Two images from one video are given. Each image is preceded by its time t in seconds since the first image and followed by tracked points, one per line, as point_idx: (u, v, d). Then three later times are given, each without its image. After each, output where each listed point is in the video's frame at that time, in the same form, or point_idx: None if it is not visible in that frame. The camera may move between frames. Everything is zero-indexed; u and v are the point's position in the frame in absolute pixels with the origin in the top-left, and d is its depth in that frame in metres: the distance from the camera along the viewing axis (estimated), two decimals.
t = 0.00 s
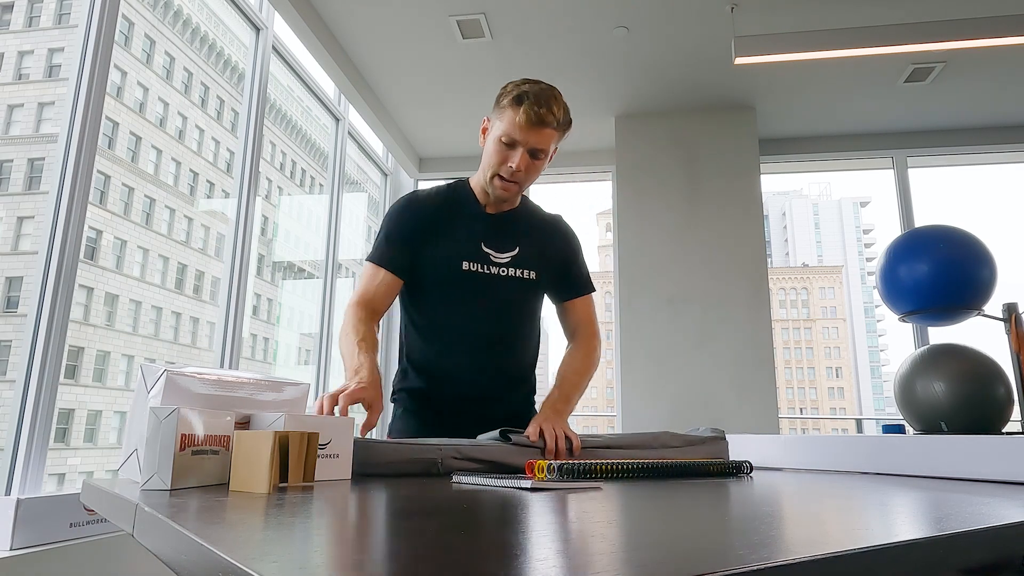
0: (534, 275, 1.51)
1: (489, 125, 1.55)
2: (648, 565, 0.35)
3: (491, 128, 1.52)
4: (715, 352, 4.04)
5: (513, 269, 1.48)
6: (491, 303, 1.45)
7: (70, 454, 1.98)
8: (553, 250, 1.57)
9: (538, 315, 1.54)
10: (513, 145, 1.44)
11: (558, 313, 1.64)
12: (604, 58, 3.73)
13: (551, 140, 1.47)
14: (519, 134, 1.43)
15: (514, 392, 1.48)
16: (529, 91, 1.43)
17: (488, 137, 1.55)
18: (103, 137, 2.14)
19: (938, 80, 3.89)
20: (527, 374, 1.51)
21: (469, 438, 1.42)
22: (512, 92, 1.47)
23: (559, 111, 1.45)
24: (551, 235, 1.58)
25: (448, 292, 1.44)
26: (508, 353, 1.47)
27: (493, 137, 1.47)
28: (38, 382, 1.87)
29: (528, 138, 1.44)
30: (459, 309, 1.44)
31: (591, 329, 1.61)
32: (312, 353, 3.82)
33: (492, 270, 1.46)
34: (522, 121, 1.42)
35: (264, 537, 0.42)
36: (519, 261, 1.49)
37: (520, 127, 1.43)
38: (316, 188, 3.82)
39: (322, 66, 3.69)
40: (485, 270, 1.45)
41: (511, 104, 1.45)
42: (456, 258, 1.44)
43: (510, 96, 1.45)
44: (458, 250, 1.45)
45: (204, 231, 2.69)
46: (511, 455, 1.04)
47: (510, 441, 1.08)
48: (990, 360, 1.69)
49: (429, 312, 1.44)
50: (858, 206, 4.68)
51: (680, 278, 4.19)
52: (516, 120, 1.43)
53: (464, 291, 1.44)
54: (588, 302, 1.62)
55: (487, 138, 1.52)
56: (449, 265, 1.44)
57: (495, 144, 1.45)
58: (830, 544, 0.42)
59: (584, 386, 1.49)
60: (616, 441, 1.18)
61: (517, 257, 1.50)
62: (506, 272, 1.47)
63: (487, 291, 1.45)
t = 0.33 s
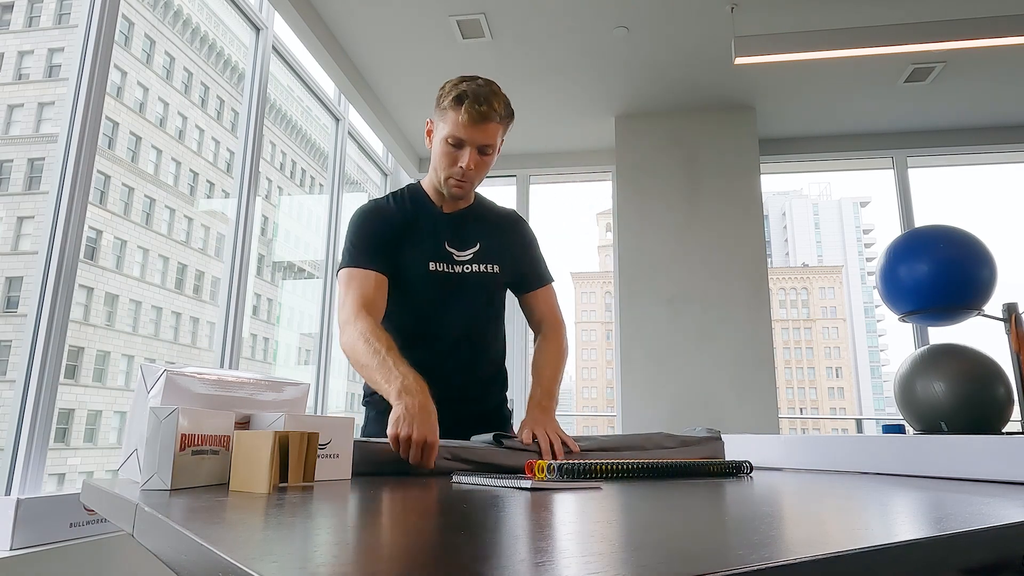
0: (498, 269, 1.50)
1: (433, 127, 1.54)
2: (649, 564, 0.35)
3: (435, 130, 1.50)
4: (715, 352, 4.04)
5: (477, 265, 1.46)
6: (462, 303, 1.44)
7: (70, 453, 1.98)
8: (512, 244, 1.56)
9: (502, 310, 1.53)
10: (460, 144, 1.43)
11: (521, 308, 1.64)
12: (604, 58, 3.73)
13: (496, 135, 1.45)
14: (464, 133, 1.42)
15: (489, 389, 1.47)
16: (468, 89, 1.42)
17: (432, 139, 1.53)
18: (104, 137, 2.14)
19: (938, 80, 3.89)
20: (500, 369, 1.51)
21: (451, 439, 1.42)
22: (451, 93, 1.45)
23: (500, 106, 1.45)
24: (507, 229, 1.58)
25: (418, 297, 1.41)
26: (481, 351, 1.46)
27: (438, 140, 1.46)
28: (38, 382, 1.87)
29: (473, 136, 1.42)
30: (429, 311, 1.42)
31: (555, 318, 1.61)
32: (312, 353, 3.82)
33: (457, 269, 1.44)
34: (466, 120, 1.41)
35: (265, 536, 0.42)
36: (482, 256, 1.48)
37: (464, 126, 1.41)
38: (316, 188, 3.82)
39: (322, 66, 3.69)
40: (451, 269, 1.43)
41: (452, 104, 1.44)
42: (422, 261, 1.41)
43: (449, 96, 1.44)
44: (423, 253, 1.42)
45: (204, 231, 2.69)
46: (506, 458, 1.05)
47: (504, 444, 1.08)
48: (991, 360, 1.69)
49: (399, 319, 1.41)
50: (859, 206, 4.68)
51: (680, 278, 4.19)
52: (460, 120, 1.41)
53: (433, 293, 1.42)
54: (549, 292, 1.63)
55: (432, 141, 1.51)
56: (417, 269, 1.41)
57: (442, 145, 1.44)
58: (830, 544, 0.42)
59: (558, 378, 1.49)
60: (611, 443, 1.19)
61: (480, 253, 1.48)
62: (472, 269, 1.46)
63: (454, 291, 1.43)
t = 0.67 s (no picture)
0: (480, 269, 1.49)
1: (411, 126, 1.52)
2: (648, 564, 0.35)
3: (413, 130, 1.49)
4: (715, 352, 4.04)
5: (458, 267, 1.45)
6: (442, 303, 1.44)
7: (70, 453, 1.98)
8: (494, 242, 1.56)
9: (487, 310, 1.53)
10: (438, 144, 1.41)
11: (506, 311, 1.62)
12: (604, 57, 3.73)
13: (473, 135, 1.43)
14: (441, 133, 1.40)
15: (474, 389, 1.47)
16: (443, 89, 1.40)
17: (411, 141, 1.52)
18: (104, 137, 2.14)
19: (938, 80, 3.89)
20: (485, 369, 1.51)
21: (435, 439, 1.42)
22: (427, 92, 1.43)
23: (476, 106, 1.43)
24: (489, 227, 1.57)
25: (395, 298, 1.42)
26: (464, 350, 1.47)
27: (415, 142, 1.45)
28: (38, 382, 1.87)
29: (451, 136, 1.40)
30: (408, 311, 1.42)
31: (538, 319, 1.59)
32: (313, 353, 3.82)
33: (437, 271, 1.43)
34: (442, 120, 1.39)
35: (265, 537, 0.42)
36: (463, 257, 1.47)
37: (441, 127, 1.40)
38: (316, 188, 3.82)
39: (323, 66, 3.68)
40: (430, 271, 1.43)
41: (428, 105, 1.42)
42: (398, 264, 1.41)
43: (425, 97, 1.43)
44: (400, 255, 1.42)
45: (204, 231, 2.69)
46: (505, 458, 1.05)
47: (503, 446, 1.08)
48: (991, 360, 1.69)
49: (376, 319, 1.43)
50: (858, 206, 4.68)
51: (680, 278, 4.19)
52: (437, 120, 1.39)
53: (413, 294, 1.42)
54: (531, 292, 1.60)
55: (411, 143, 1.50)
56: (393, 270, 1.41)
57: (420, 146, 1.42)
58: (831, 544, 0.42)
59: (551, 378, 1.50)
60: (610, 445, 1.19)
61: (461, 254, 1.47)
62: (453, 271, 1.45)
63: (435, 291, 1.43)
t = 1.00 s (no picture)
0: (470, 265, 1.49)
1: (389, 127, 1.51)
2: (650, 564, 0.35)
3: (390, 130, 1.48)
4: (716, 352, 4.04)
5: (447, 263, 1.46)
6: (433, 301, 1.44)
7: (70, 453, 1.98)
8: (483, 237, 1.55)
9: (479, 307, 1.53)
10: (415, 143, 1.40)
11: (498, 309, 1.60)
12: (604, 57, 3.73)
13: (451, 130, 1.42)
14: (417, 132, 1.39)
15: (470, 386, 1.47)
16: (416, 88, 1.39)
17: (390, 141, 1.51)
18: (104, 137, 2.14)
19: (938, 80, 3.89)
20: (480, 366, 1.51)
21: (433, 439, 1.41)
22: (401, 92, 1.42)
23: (450, 102, 1.41)
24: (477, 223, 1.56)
25: (384, 297, 1.42)
26: (457, 347, 1.47)
27: (393, 142, 1.44)
28: (38, 382, 1.87)
29: (428, 134, 1.39)
30: (397, 309, 1.42)
31: (530, 313, 1.58)
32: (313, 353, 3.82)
33: (426, 268, 1.44)
34: (417, 118, 1.38)
35: (266, 536, 0.43)
36: (451, 254, 1.47)
37: (417, 125, 1.38)
38: (316, 188, 3.82)
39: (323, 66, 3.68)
40: (418, 268, 1.43)
41: (402, 104, 1.41)
42: (386, 264, 1.42)
43: (399, 96, 1.42)
44: (386, 254, 1.42)
45: (204, 231, 2.69)
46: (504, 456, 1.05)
47: (502, 445, 1.08)
48: (990, 359, 1.69)
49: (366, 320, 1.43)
50: (858, 206, 4.68)
51: (680, 278, 4.19)
52: (411, 119, 1.38)
53: (402, 294, 1.42)
54: (521, 286, 1.59)
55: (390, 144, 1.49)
56: (380, 270, 1.42)
57: (398, 146, 1.41)
58: (830, 544, 0.42)
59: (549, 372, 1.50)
60: (608, 443, 1.19)
61: (449, 250, 1.47)
62: (441, 267, 1.45)
63: (424, 288, 1.43)
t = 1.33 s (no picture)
0: (466, 264, 1.49)
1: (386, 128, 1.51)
2: (650, 564, 0.35)
3: (387, 131, 1.48)
4: (716, 352, 4.04)
5: (444, 263, 1.46)
6: (432, 301, 1.44)
7: (70, 454, 1.98)
8: (479, 239, 1.56)
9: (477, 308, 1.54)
10: (412, 143, 1.40)
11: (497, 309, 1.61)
12: (604, 57, 3.73)
13: (448, 130, 1.42)
14: (414, 132, 1.39)
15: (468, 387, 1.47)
16: (412, 88, 1.40)
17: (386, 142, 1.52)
18: (104, 137, 2.14)
19: (938, 80, 3.89)
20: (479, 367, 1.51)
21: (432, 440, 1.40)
22: (398, 93, 1.43)
23: (446, 102, 1.42)
24: (472, 224, 1.57)
25: (383, 298, 1.42)
26: (456, 347, 1.47)
27: (389, 142, 1.44)
28: (38, 382, 1.87)
29: (425, 134, 1.39)
30: (396, 310, 1.42)
31: (528, 310, 1.58)
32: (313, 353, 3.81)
33: (423, 268, 1.44)
34: (413, 118, 1.38)
35: (266, 536, 0.43)
36: (448, 254, 1.47)
37: (414, 125, 1.39)
38: (316, 188, 3.82)
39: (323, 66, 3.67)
40: (415, 268, 1.43)
41: (399, 105, 1.41)
42: (384, 264, 1.41)
43: (395, 97, 1.42)
44: (383, 255, 1.42)
45: (204, 230, 2.69)
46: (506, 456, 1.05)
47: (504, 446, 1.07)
48: (990, 359, 1.69)
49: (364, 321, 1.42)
50: (859, 206, 4.68)
51: (680, 278, 4.19)
52: (408, 119, 1.38)
53: (401, 294, 1.42)
54: (518, 284, 1.60)
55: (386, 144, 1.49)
56: (378, 270, 1.41)
57: (395, 146, 1.42)
58: (830, 544, 0.42)
59: (548, 371, 1.51)
60: (608, 442, 1.19)
61: (446, 251, 1.48)
62: (438, 267, 1.45)
63: (423, 289, 1.43)
